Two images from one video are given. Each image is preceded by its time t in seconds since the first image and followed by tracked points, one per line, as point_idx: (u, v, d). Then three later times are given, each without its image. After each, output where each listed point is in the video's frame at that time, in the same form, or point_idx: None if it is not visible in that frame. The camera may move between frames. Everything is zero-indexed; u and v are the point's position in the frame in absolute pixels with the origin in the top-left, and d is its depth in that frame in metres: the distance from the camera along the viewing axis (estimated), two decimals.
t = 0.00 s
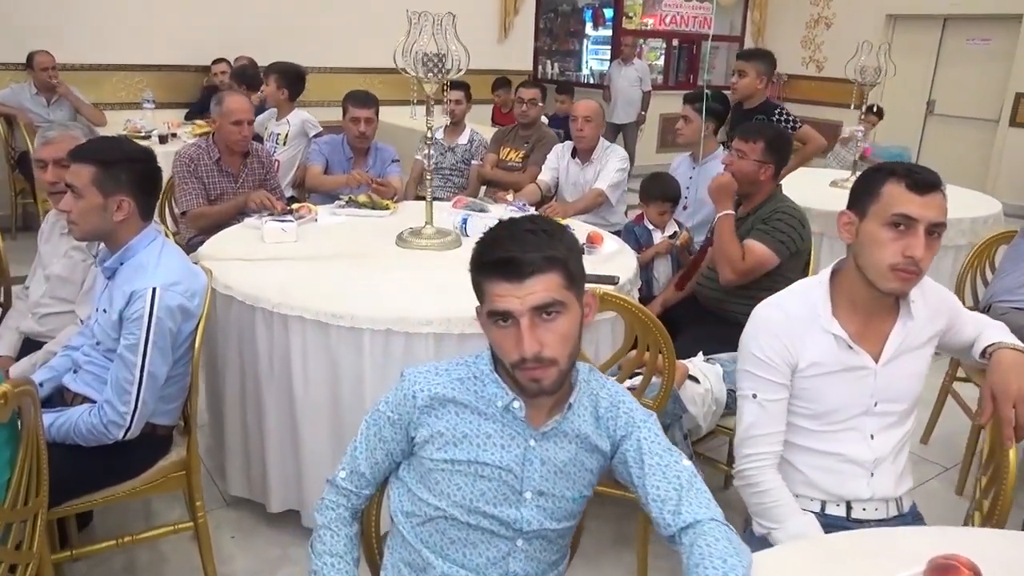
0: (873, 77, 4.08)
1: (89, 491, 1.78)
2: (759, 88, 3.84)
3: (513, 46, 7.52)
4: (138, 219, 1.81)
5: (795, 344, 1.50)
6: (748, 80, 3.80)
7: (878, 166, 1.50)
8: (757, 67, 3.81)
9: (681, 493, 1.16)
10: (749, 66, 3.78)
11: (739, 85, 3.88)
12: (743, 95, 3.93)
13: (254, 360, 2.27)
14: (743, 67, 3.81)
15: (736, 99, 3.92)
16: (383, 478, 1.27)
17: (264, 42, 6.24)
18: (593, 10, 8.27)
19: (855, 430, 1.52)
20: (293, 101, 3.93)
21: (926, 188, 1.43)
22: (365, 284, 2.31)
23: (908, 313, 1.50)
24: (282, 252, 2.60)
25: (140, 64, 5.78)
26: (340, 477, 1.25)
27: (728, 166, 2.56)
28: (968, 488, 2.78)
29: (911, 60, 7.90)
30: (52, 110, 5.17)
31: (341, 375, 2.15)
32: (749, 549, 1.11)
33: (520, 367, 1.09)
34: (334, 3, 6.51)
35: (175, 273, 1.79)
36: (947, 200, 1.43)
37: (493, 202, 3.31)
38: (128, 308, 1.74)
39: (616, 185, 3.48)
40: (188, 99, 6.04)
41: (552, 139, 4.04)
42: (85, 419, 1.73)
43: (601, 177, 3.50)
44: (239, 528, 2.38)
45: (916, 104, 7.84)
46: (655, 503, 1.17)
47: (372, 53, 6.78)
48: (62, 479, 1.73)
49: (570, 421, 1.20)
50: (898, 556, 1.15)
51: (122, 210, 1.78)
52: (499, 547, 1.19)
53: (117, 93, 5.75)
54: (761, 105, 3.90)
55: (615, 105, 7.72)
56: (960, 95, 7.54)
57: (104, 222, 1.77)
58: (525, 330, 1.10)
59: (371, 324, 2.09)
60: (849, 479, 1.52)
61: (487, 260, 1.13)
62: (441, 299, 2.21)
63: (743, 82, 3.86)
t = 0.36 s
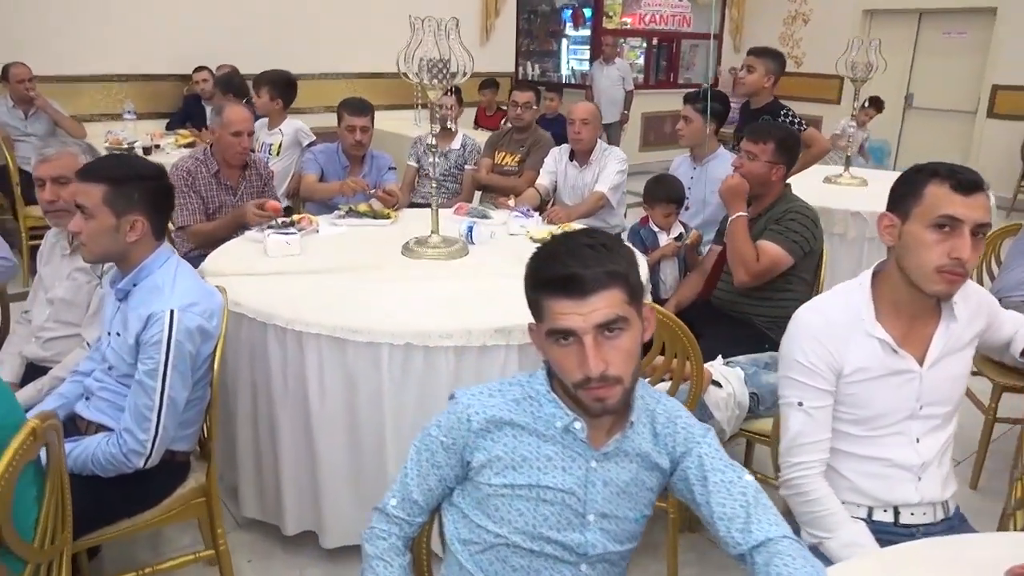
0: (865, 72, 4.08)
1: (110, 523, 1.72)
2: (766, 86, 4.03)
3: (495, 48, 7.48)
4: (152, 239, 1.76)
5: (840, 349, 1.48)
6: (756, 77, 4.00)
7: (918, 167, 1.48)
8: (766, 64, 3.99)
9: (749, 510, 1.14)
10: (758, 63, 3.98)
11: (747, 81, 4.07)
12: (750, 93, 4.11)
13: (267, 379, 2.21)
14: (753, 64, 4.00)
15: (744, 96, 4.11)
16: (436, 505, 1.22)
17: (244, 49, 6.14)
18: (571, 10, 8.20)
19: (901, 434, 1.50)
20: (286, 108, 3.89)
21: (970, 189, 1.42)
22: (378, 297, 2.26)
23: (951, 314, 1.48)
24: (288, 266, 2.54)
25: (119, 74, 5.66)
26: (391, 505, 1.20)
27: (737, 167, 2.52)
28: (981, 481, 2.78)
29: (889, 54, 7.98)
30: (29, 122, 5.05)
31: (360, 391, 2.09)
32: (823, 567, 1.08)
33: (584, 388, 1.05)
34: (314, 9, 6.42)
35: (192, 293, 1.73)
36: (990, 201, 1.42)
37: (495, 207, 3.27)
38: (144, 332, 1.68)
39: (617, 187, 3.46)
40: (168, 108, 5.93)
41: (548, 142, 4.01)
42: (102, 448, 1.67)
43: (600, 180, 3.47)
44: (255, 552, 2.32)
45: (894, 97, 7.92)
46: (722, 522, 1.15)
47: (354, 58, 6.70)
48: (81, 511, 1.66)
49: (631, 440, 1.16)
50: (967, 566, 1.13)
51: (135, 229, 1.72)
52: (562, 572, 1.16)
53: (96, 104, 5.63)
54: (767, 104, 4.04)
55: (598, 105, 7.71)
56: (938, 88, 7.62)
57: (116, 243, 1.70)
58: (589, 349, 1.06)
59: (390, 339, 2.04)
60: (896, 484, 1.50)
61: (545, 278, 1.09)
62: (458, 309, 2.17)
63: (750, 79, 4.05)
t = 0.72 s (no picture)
0: (846, 82, 4.13)
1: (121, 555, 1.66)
2: (764, 96, 4.07)
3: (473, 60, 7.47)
4: (161, 260, 1.73)
5: (867, 362, 1.48)
6: (755, 87, 4.04)
7: (939, 180, 1.50)
8: (767, 75, 4.03)
9: (798, 529, 1.13)
10: (758, 74, 4.01)
11: (746, 92, 4.10)
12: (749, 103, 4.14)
13: (273, 401, 2.17)
14: (753, 74, 4.04)
15: (743, 105, 4.14)
16: (478, 531, 1.20)
17: (221, 63, 6.07)
18: (549, 21, 8.28)
19: (927, 445, 1.50)
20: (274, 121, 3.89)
21: (993, 201, 1.43)
22: (384, 314, 2.22)
23: (974, 326, 1.50)
24: (288, 284, 2.49)
25: (94, 89, 5.56)
26: (432, 533, 1.17)
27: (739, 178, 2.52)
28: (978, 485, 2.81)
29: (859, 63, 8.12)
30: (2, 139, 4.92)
31: (370, 412, 2.06)
32: None
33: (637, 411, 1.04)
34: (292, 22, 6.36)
35: (204, 316, 1.70)
36: (1013, 212, 1.44)
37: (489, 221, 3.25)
38: (156, 357, 1.63)
39: (610, 199, 3.46)
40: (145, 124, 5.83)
41: (537, 155, 4.01)
42: (113, 478, 1.62)
43: (592, 193, 3.47)
44: None
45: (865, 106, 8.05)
46: (771, 541, 1.14)
47: (333, 71, 6.65)
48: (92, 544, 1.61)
49: (678, 461, 1.15)
50: None
51: (145, 251, 1.70)
52: None
53: (70, 120, 5.53)
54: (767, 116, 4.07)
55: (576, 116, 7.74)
56: (908, 95, 7.76)
57: (126, 266, 1.68)
58: (641, 371, 1.05)
59: (401, 358, 2.00)
60: (924, 496, 1.51)
61: (595, 299, 1.07)
62: (466, 324, 2.14)
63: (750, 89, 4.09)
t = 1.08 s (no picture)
0: (825, 91, 4.18)
1: None
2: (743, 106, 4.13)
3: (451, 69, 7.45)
4: (156, 274, 1.70)
5: (872, 370, 1.49)
6: (734, 98, 4.10)
7: (940, 189, 1.52)
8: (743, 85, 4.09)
9: (818, 539, 1.13)
10: (735, 84, 4.08)
11: (725, 103, 4.16)
12: (730, 113, 4.21)
13: (265, 415, 2.12)
14: (731, 85, 4.11)
15: (722, 116, 4.21)
16: (495, 547, 1.18)
17: (197, 71, 5.98)
18: (526, 31, 8.28)
19: (931, 452, 1.52)
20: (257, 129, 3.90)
21: (992, 210, 1.45)
22: (378, 324, 2.19)
23: (975, 333, 1.51)
24: (278, 296, 2.45)
25: (67, 98, 5.45)
26: (448, 549, 1.14)
27: (733, 185, 2.54)
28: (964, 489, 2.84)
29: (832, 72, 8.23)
30: None
31: (366, 425, 2.02)
32: None
33: (660, 423, 1.03)
34: (270, 29, 6.29)
35: (200, 330, 1.67)
36: (1013, 221, 1.45)
37: (478, 231, 3.23)
38: (152, 372, 1.60)
39: (597, 208, 3.47)
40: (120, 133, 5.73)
41: (522, 164, 4.00)
42: (108, 497, 1.58)
43: (580, 203, 3.48)
44: None
45: (837, 114, 8.17)
46: (790, 552, 1.14)
47: (310, 79, 6.59)
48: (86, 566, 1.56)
49: (697, 473, 1.14)
50: None
51: (139, 264, 1.67)
52: None
53: (43, 130, 5.41)
54: (745, 125, 4.12)
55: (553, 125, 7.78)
56: (879, 105, 7.90)
57: (119, 280, 1.65)
58: (664, 384, 1.04)
59: (398, 370, 1.95)
60: (928, 502, 1.52)
61: (615, 312, 1.07)
62: (462, 333, 2.12)
63: (730, 99, 4.15)
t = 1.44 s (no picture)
0: (819, 94, 4.18)
1: None
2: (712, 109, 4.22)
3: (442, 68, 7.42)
4: (157, 275, 1.67)
5: (884, 374, 1.49)
6: (702, 102, 4.21)
7: (951, 194, 1.52)
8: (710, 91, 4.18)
9: (839, 546, 1.12)
10: (703, 89, 4.18)
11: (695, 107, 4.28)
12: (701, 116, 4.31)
13: (264, 419, 2.09)
14: (698, 91, 4.21)
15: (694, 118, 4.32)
16: (512, 555, 1.16)
17: (187, 70, 5.92)
18: (517, 31, 8.26)
19: (942, 456, 1.51)
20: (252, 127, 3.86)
21: (1005, 214, 1.45)
22: (379, 326, 2.16)
23: (985, 338, 1.52)
24: (277, 298, 2.42)
25: (53, 95, 5.38)
26: (465, 558, 1.12)
27: (734, 189, 2.52)
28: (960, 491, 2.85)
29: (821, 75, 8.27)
30: None
31: (368, 431, 1.99)
32: None
33: (684, 431, 1.02)
34: (260, 27, 6.23)
35: (204, 333, 1.64)
36: None
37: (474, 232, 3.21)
38: (155, 377, 1.57)
39: (593, 210, 3.46)
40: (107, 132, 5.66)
41: (519, 166, 3.92)
42: (109, 504, 1.55)
43: (576, 205, 3.46)
44: None
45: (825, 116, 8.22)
46: (812, 559, 1.13)
47: (300, 78, 6.54)
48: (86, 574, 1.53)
49: (718, 480, 1.13)
50: None
51: (140, 266, 1.64)
52: None
53: (29, 128, 5.34)
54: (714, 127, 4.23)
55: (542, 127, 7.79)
56: (867, 108, 7.95)
57: (120, 282, 1.62)
58: (689, 391, 1.02)
59: (402, 373, 1.92)
60: (939, 507, 1.51)
61: (640, 317, 1.05)
62: (465, 335, 2.09)
63: (698, 104, 4.26)
